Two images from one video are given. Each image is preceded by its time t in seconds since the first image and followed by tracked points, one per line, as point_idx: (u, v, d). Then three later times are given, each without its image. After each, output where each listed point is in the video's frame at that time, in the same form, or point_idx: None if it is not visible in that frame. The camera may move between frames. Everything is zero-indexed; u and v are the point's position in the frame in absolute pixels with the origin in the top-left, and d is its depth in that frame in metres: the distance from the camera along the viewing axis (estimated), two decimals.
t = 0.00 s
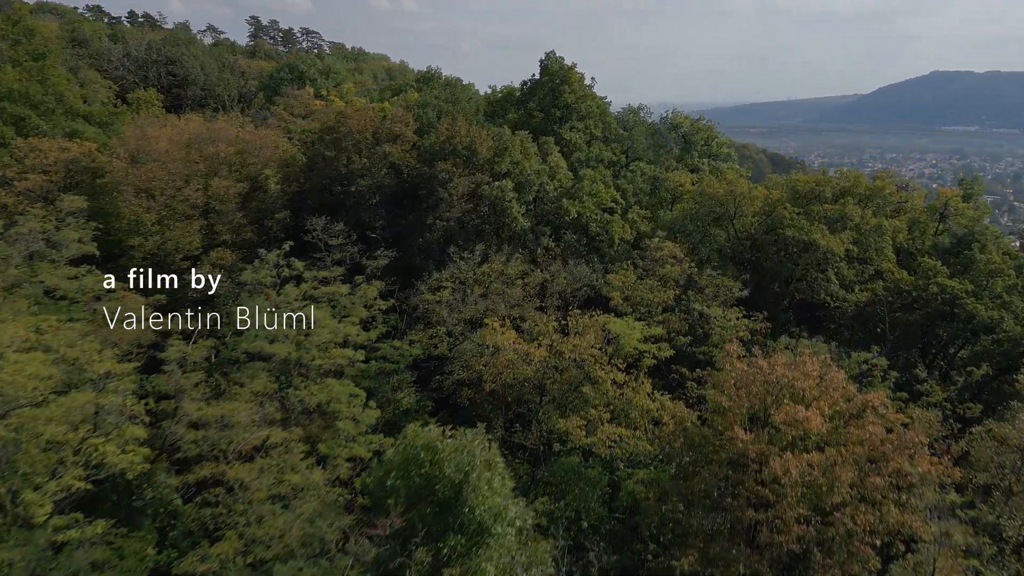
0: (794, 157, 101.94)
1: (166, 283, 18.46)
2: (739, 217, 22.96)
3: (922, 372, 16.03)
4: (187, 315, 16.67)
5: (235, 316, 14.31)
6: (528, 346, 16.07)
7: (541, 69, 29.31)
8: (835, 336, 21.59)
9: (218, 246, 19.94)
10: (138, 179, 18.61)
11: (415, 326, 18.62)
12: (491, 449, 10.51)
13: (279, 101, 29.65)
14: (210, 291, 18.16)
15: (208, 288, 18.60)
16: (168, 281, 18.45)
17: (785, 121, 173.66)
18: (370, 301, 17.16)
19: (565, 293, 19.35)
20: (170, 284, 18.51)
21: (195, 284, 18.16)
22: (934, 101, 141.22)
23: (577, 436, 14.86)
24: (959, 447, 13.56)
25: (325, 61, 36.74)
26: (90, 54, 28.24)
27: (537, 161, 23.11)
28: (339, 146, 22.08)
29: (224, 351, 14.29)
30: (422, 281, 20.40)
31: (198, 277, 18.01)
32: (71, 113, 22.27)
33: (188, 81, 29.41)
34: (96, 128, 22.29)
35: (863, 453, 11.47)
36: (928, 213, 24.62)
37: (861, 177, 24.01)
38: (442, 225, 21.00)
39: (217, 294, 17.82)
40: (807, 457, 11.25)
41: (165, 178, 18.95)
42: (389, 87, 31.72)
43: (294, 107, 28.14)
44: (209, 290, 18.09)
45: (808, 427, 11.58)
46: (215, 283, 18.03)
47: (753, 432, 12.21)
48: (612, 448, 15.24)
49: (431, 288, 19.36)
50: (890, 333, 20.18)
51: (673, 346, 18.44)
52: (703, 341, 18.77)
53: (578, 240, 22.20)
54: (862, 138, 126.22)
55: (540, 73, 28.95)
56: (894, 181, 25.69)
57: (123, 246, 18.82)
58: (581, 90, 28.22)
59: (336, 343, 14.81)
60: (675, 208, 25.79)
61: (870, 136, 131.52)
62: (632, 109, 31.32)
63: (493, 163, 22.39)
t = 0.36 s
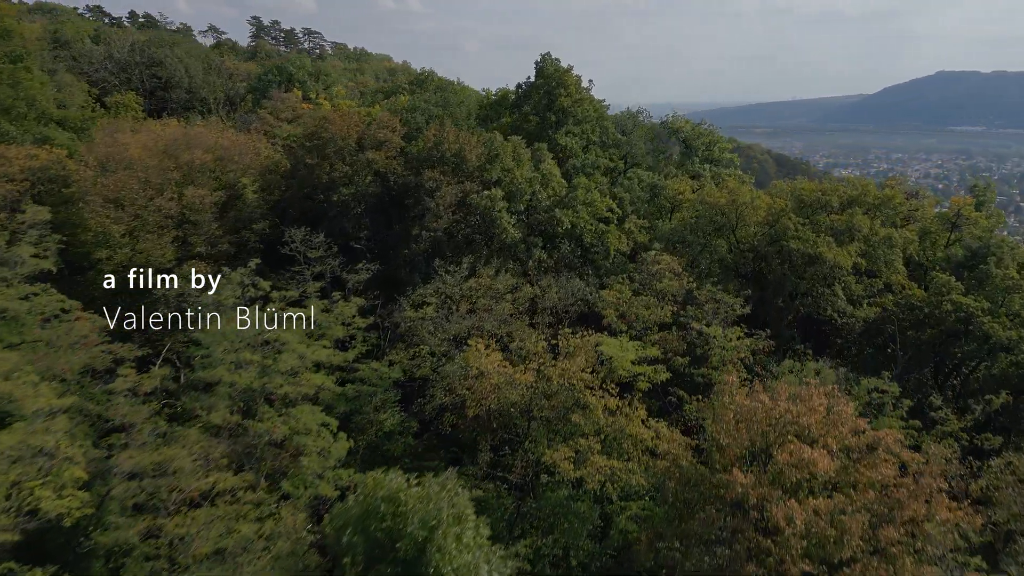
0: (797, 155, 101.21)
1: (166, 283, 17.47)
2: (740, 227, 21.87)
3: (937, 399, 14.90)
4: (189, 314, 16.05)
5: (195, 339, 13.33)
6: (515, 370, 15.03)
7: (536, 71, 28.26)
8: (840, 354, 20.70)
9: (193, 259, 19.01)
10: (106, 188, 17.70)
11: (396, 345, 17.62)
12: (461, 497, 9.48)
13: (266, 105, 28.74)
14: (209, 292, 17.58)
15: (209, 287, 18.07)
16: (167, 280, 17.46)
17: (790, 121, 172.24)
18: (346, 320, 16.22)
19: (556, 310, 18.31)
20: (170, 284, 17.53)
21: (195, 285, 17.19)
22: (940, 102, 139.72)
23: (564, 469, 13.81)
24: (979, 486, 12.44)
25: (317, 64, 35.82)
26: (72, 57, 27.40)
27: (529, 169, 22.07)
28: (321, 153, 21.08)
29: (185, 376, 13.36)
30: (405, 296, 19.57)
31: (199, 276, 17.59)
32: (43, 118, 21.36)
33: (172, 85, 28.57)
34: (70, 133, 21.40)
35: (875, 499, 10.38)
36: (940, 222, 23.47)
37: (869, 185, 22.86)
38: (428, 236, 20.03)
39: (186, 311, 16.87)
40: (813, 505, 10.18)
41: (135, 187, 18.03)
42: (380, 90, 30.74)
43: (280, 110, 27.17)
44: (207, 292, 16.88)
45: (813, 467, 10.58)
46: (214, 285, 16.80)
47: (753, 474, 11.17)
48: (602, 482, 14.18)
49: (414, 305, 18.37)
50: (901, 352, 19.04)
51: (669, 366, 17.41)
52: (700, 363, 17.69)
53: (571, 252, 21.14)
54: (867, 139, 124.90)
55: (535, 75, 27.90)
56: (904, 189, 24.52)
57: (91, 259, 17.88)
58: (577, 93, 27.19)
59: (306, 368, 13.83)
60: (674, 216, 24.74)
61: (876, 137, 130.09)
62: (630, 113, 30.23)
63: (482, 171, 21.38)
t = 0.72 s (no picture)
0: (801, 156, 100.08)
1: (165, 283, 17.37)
2: (741, 238, 20.85)
3: (952, 429, 13.84)
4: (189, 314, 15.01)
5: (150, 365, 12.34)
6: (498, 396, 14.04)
7: (530, 74, 27.27)
8: (846, 374, 19.36)
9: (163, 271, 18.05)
10: (71, 198, 16.77)
11: (375, 365, 16.65)
12: (425, 555, 8.47)
13: (251, 108, 27.82)
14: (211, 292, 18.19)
15: (208, 287, 18.65)
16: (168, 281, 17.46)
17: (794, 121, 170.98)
18: (319, 341, 15.26)
19: (545, 327, 17.32)
20: (170, 284, 17.44)
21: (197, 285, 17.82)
22: (946, 103, 138.24)
23: (548, 504, 12.81)
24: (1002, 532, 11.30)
25: (308, 66, 35.01)
26: (51, 59, 26.60)
27: (519, 176, 21.09)
28: (301, 160, 20.13)
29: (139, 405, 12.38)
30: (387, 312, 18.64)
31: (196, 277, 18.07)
32: (12, 123, 20.45)
33: (157, 88, 27.86)
34: (40, 139, 20.54)
35: (888, 555, 9.33)
36: (951, 232, 22.36)
37: (877, 194, 21.76)
38: (411, 248, 19.06)
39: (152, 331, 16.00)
40: (819, 561, 9.14)
41: (102, 198, 17.11)
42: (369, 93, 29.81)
43: (265, 114, 26.27)
44: (209, 292, 17.34)
45: (817, 520, 9.52)
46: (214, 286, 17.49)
47: (754, 524, 10.11)
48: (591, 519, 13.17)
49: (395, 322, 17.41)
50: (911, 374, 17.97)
51: (664, 389, 16.39)
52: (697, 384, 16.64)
53: (564, 264, 20.17)
54: (871, 139, 123.81)
55: (529, 78, 26.90)
56: (913, 197, 23.40)
57: (55, 273, 16.98)
58: (573, 97, 26.19)
59: (271, 396, 12.82)
60: (672, 226, 23.71)
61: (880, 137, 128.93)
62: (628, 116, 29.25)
63: (471, 179, 20.45)
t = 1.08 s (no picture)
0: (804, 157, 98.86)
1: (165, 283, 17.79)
2: (740, 251, 19.81)
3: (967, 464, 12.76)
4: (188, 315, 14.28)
5: (91, 396, 11.33)
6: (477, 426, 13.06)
7: (522, 76, 26.24)
8: (851, 394, 18.29)
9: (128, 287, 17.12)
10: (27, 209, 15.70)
11: (349, 389, 15.66)
12: None
13: (232, 112, 26.83)
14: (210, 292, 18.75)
15: (208, 287, 19.22)
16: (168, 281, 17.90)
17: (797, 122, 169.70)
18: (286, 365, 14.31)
19: (530, 347, 16.31)
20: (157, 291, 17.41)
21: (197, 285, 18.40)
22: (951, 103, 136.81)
23: (528, 548, 11.77)
24: None
25: (296, 68, 34.08)
26: (25, 61, 25.67)
27: (507, 185, 20.07)
28: (277, 168, 19.17)
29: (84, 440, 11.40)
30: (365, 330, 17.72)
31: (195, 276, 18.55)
32: None
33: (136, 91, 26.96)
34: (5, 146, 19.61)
35: None
36: (961, 243, 21.25)
37: (884, 203, 20.66)
38: (392, 261, 18.10)
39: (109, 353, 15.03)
40: None
41: (61, 208, 16.06)
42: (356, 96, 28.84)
43: (246, 118, 25.30)
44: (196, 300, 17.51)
45: None
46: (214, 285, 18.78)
47: None
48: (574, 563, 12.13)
49: (371, 341, 16.45)
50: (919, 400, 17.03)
51: (656, 415, 15.40)
52: (692, 409, 15.63)
53: (554, 278, 19.15)
54: (873, 139, 122.56)
55: (521, 81, 25.87)
56: (921, 206, 22.29)
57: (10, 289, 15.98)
58: (566, 100, 25.16)
59: (227, 429, 11.82)
60: (669, 236, 22.66)
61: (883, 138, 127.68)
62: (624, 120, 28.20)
63: (455, 189, 19.46)
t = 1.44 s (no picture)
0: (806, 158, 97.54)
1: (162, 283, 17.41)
2: (739, 265, 18.73)
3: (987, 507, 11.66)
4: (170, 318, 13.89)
5: (25, 434, 10.32)
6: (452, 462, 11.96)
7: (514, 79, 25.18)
8: (857, 416, 17.44)
9: (87, 304, 16.14)
10: None
11: (319, 415, 14.63)
12: None
13: (213, 116, 25.95)
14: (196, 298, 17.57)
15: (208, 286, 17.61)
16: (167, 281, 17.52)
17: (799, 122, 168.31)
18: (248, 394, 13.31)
19: (514, 371, 15.26)
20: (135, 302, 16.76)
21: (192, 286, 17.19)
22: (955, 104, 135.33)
23: None
24: None
25: (283, 70, 33.09)
26: None
27: (494, 193, 19.01)
28: (250, 177, 18.15)
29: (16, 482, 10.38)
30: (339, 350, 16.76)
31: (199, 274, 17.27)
32: None
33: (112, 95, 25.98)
34: None
35: None
36: (973, 256, 20.13)
37: (892, 215, 19.54)
38: (370, 276, 16.91)
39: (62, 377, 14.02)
40: None
41: (17, 221, 15.06)
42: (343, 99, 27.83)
43: (225, 123, 24.31)
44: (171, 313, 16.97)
45: None
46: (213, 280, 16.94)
47: None
48: None
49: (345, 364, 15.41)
50: (931, 429, 15.75)
51: (648, 445, 14.32)
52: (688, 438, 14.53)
53: (542, 294, 18.09)
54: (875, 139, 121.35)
55: (511, 84, 24.82)
56: (930, 216, 21.16)
57: None
58: (558, 104, 24.15)
59: (175, 469, 10.79)
60: (665, 247, 21.59)
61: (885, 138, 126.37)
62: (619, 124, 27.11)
63: (437, 200, 18.44)
